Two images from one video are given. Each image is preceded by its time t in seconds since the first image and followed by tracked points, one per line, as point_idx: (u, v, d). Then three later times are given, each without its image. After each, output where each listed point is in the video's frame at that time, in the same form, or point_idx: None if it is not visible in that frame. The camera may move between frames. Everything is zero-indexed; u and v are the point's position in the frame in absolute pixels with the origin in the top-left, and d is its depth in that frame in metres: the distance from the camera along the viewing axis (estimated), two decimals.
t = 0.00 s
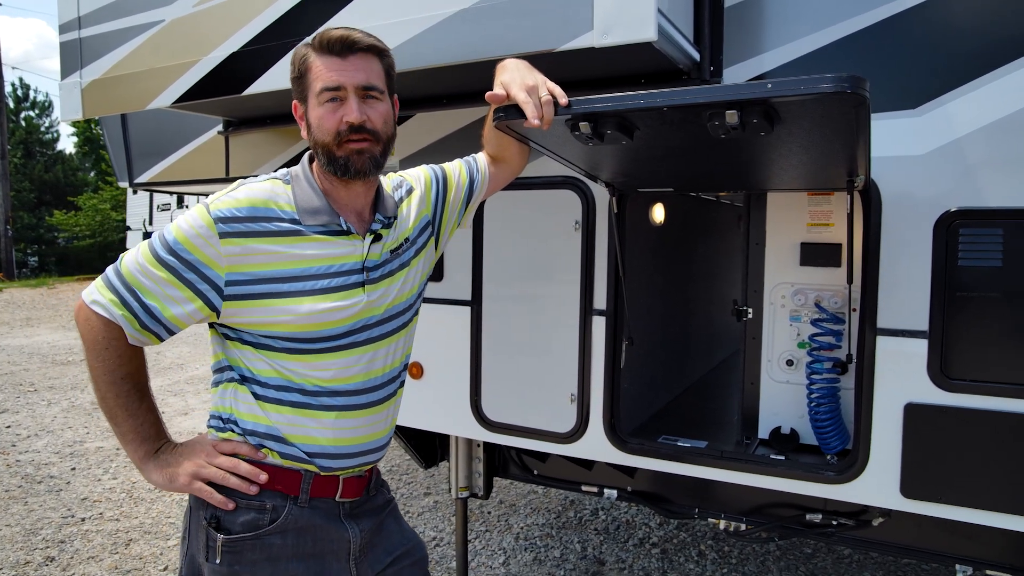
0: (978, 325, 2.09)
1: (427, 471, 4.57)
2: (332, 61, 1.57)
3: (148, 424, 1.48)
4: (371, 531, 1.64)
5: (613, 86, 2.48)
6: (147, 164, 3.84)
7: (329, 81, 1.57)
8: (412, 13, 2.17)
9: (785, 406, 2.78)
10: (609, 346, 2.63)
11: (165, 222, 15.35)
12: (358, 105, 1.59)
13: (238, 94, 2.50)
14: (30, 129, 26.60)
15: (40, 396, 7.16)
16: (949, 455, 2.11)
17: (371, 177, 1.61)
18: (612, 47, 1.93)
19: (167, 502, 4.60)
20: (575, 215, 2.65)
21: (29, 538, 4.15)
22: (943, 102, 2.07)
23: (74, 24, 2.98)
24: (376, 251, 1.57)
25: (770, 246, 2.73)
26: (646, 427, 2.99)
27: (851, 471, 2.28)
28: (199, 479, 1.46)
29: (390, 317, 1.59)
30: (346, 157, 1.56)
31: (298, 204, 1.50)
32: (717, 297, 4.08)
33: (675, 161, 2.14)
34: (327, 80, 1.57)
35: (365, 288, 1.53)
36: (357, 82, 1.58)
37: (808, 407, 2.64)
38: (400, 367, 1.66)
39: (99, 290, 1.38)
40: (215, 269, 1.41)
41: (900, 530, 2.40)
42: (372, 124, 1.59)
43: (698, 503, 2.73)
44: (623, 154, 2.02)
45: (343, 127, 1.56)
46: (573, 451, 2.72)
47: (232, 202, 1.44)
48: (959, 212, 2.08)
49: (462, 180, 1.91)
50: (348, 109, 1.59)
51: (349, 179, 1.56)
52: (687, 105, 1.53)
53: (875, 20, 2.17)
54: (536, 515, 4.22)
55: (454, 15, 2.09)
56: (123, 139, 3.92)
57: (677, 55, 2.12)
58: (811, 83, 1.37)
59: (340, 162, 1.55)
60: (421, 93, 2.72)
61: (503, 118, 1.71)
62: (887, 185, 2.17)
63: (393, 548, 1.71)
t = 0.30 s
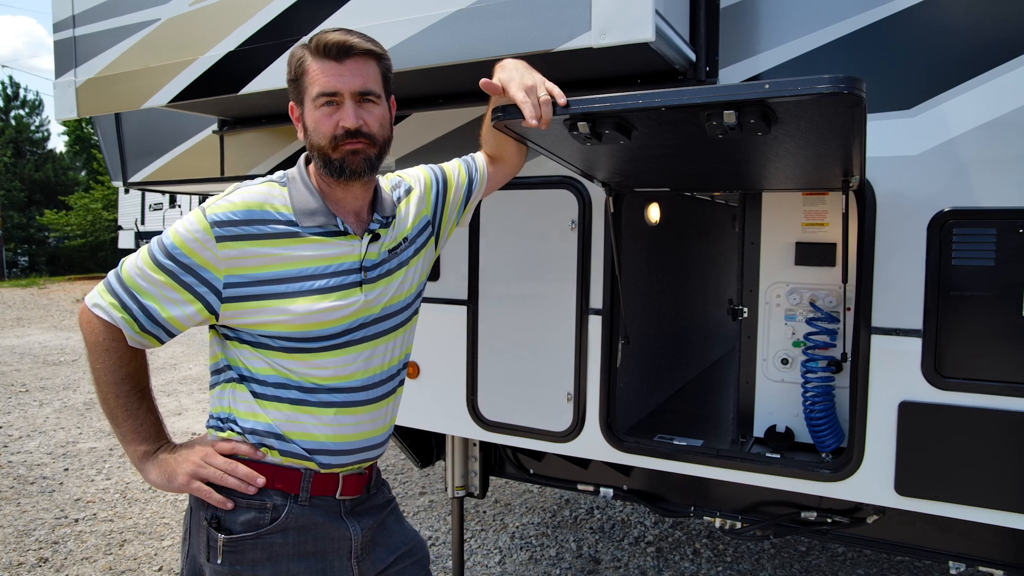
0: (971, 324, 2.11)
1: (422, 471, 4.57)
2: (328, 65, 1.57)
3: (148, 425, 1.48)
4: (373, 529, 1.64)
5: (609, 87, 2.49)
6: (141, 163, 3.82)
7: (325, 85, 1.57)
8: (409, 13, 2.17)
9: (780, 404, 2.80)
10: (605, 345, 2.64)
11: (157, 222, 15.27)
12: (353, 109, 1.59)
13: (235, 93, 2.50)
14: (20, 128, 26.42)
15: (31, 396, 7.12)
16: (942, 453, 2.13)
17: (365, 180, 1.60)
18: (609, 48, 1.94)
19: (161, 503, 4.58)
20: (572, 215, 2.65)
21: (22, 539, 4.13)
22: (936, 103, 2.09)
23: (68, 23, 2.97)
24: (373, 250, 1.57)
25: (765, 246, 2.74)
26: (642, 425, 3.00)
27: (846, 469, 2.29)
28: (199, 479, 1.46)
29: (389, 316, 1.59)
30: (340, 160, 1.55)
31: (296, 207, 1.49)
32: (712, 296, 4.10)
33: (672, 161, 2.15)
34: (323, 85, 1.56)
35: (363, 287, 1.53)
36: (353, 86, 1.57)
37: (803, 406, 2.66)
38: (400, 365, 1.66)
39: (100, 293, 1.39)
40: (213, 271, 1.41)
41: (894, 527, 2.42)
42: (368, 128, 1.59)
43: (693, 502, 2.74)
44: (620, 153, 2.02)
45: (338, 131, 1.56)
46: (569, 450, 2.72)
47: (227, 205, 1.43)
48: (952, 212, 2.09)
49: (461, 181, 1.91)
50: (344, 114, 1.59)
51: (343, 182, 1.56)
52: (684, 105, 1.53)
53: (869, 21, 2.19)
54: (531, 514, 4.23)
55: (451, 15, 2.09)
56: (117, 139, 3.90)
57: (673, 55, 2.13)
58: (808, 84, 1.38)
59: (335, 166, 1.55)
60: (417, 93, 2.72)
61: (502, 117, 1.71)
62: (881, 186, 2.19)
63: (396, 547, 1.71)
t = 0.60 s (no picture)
0: (966, 324, 2.12)
1: (418, 471, 4.57)
2: (368, 69, 1.52)
3: (147, 429, 1.48)
4: (372, 530, 1.64)
5: (606, 87, 2.49)
6: (136, 163, 3.81)
7: (367, 88, 1.52)
8: (407, 14, 2.17)
9: (777, 404, 2.81)
10: (603, 345, 2.64)
11: (150, 222, 15.20)
12: (392, 112, 1.57)
13: (232, 94, 2.49)
14: (12, 128, 26.27)
15: (25, 397, 7.08)
16: (938, 452, 2.14)
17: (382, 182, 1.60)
18: (607, 49, 1.94)
19: (157, 504, 4.57)
20: (569, 215, 2.66)
21: (16, 541, 4.11)
22: (931, 104, 2.11)
23: (64, 22, 2.95)
24: (372, 251, 1.56)
25: (762, 245, 2.75)
26: (639, 425, 3.01)
27: (843, 468, 2.30)
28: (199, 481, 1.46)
29: (387, 317, 1.59)
30: (388, 161, 1.54)
31: (295, 209, 1.48)
32: (709, 296, 4.11)
33: (669, 162, 2.15)
34: (368, 88, 1.51)
35: (363, 289, 1.53)
36: (392, 90, 1.55)
37: (799, 405, 2.67)
38: (398, 366, 1.66)
39: (96, 295, 1.38)
40: (211, 274, 1.41)
41: (890, 525, 2.44)
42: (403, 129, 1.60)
43: (690, 501, 2.75)
44: (618, 154, 2.03)
45: (383, 134, 1.54)
46: (567, 450, 2.73)
47: (226, 207, 1.43)
48: (947, 212, 2.11)
49: (457, 180, 1.91)
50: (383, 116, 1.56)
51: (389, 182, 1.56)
52: (683, 106, 1.54)
53: (864, 23, 2.20)
54: (527, 514, 4.23)
55: (449, 16, 2.09)
56: (112, 139, 3.89)
57: (670, 56, 2.14)
58: (806, 86, 1.39)
59: (385, 167, 1.54)
60: (414, 93, 2.72)
61: (501, 117, 1.71)
62: (877, 186, 2.20)
63: (395, 548, 1.71)
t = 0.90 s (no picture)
0: (961, 325, 2.14)
1: (415, 472, 4.58)
2: (385, 75, 1.56)
3: (145, 435, 1.47)
4: (372, 531, 1.64)
5: (603, 90, 2.50)
6: (132, 164, 3.80)
7: (384, 94, 1.55)
8: (405, 16, 2.17)
9: (773, 405, 2.82)
10: (599, 347, 2.65)
11: (144, 222, 15.15)
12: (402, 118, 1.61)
13: (229, 95, 2.49)
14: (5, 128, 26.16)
15: (19, 399, 7.07)
16: (933, 453, 2.16)
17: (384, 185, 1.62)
18: (605, 52, 1.95)
19: (152, 506, 4.56)
20: (566, 217, 2.67)
21: (11, 543, 4.10)
22: (926, 107, 2.12)
23: (60, 24, 2.95)
24: (369, 255, 1.57)
25: (758, 247, 2.77)
26: (635, 425, 3.02)
27: (838, 468, 2.32)
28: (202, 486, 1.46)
29: (385, 320, 1.59)
30: (399, 166, 1.58)
31: (290, 213, 1.48)
32: (705, 297, 4.13)
33: (666, 164, 2.16)
34: (385, 94, 1.54)
35: (361, 293, 1.54)
36: (405, 99, 1.59)
37: (795, 406, 2.68)
38: (396, 368, 1.66)
39: (88, 302, 1.36)
40: (209, 280, 1.41)
41: (885, 526, 2.46)
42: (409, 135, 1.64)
43: (686, 502, 2.76)
44: (615, 157, 2.04)
45: (396, 139, 1.58)
46: (563, 451, 2.74)
47: (224, 213, 1.42)
48: (942, 214, 2.12)
49: (452, 181, 1.91)
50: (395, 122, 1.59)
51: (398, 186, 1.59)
52: (681, 110, 1.55)
53: (859, 26, 2.21)
54: (524, 514, 4.24)
55: (447, 19, 2.10)
56: (107, 140, 3.88)
57: (667, 59, 2.15)
58: (802, 90, 1.40)
59: (397, 171, 1.58)
60: (411, 95, 2.72)
61: (500, 121, 1.71)
62: (872, 189, 2.21)
63: (395, 549, 1.71)
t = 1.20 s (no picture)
0: (937, 320, 2.22)
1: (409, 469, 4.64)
2: (385, 76, 1.63)
3: (152, 420, 1.54)
4: (369, 517, 1.69)
5: (593, 92, 2.58)
6: (131, 164, 3.85)
7: (384, 93, 1.62)
8: (400, 21, 2.24)
9: (758, 399, 2.88)
10: (589, 342, 2.72)
11: (138, 223, 15.17)
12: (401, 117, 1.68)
13: (228, 98, 2.55)
14: None
15: (14, 399, 7.10)
16: (910, 443, 2.24)
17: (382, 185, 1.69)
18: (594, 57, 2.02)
19: (149, 503, 4.61)
20: (557, 215, 2.74)
21: (10, 540, 4.14)
22: (904, 109, 2.20)
23: (62, 27, 3.00)
24: (368, 253, 1.63)
25: (744, 245, 2.85)
26: (625, 420, 3.09)
27: (820, 459, 2.40)
28: (206, 470, 1.52)
29: (382, 316, 1.66)
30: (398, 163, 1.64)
31: (294, 212, 1.54)
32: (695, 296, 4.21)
33: (652, 165, 2.24)
34: (384, 93, 1.61)
35: (360, 290, 1.60)
36: (404, 98, 1.66)
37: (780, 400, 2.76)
38: (393, 361, 1.73)
39: (99, 293, 1.43)
40: (214, 275, 1.46)
41: (866, 516, 2.53)
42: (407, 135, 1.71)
43: (675, 494, 2.84)
44: (603, 158, 2.11)
45: (395, 137, 1.64)
46: (554, 445, 2.81)
47: (229, 211, 1.49)
48: (919, 213, 2.20)
49: (449, 182, 1.98)
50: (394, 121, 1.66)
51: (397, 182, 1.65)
52: (664, 113, 1.62)
53: (841, 31, 2.29)
54: (517, 510, 4.31)
55: (442, 24, 2.16)
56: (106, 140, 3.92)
57: (654, 63, 2.22)
58: (779, 94, 1.47)
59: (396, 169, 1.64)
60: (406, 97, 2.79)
61: (493, 123, 1.78)
62: (853, 189, 2.29)
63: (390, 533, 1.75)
